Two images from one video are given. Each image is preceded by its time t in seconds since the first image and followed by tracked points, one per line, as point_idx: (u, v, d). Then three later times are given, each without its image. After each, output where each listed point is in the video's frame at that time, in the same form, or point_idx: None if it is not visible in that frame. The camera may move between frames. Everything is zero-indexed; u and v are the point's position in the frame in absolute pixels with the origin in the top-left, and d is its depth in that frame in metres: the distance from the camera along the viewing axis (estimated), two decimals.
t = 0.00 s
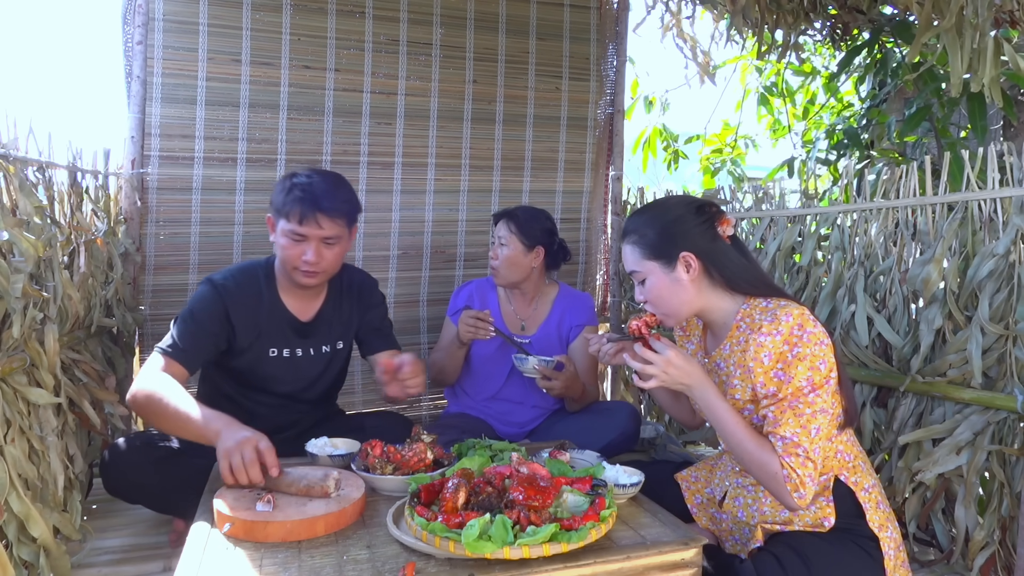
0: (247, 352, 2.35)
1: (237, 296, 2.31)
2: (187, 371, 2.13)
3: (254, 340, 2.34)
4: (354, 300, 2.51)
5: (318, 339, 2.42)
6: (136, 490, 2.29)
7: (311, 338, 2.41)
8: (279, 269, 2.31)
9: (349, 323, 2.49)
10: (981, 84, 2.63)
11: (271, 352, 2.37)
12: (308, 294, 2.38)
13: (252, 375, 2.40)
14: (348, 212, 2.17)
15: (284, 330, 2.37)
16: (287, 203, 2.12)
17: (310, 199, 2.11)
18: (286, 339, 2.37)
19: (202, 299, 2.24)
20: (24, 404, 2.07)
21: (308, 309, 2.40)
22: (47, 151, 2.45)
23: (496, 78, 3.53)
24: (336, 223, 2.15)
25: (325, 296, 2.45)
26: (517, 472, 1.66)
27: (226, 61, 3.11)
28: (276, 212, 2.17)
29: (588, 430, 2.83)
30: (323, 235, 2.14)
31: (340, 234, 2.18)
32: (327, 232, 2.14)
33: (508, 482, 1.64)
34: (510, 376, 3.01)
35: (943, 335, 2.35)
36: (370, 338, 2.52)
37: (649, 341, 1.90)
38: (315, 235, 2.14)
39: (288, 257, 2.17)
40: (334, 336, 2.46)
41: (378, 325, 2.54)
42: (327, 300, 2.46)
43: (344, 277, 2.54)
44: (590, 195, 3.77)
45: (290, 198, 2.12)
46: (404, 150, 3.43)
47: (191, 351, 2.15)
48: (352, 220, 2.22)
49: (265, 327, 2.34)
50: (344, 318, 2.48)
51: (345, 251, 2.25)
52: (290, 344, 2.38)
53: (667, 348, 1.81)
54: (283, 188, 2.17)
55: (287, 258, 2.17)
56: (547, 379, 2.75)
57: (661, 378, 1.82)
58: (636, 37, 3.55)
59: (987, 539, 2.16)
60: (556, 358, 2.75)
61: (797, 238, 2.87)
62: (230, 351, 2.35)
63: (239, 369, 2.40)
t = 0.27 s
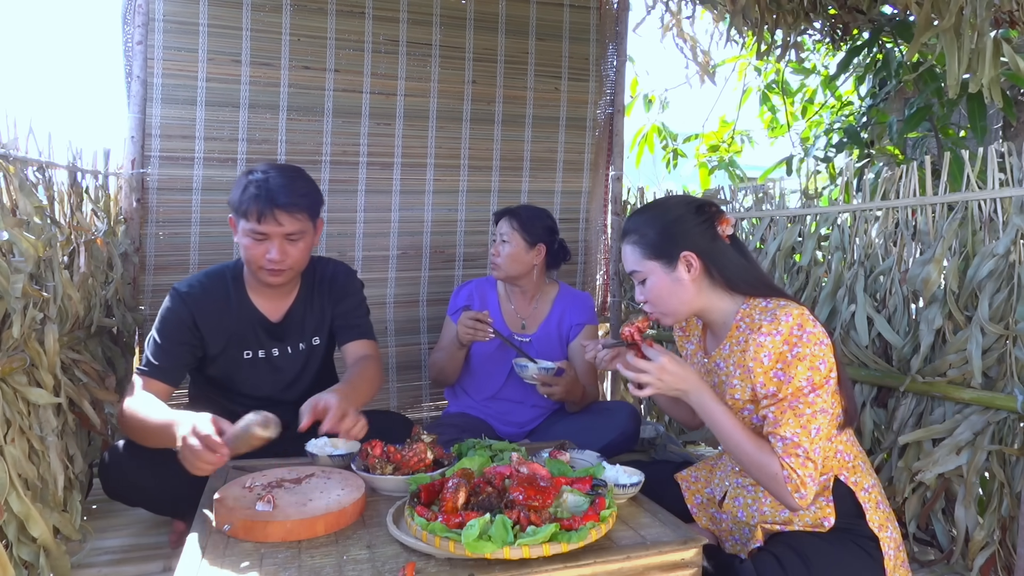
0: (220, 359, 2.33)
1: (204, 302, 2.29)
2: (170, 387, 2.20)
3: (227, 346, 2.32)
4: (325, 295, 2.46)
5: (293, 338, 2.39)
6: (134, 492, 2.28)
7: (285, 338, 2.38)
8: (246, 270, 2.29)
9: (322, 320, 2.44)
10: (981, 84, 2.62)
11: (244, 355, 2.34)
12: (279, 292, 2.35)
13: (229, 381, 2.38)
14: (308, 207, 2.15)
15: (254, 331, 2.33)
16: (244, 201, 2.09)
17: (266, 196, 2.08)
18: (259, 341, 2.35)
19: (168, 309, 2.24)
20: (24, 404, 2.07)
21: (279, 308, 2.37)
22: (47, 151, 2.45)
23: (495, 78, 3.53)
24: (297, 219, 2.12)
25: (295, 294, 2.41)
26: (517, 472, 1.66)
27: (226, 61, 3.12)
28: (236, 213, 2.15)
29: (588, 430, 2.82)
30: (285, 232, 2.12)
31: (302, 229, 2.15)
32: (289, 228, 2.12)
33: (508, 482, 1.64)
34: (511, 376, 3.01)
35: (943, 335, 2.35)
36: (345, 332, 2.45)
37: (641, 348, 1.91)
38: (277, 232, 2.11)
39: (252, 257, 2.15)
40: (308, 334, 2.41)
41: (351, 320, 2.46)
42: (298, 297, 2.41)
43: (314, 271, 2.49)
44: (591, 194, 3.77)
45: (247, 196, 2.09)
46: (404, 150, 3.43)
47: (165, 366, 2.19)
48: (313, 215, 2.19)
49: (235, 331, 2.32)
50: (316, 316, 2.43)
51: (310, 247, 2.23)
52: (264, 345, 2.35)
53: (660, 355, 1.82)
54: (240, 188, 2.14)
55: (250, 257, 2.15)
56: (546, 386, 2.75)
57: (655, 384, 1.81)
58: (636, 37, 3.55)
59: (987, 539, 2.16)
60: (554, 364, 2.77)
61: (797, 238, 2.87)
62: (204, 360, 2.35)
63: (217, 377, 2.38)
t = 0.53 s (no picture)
0: (202, 364, 2.34)
1: (184, 307, 2.29)
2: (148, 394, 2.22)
3: (208, 350, 2.32)
4: (309, 297, 2.44)
5: (277, 342, 2.38)
6: (135, 492, 2.27)
7: (269, 342, 2.37)
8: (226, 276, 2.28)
9: (305, 324, 2.42)
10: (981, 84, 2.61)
11: (227, 359, 2.34)
12: (262, 296, 2.34)
13: (212, 385, 2.39)
14: (284, 208, 2.11)
15: (237, 335, 2.33)
16: (219, 207, 2.06)
17: (240, 199, 2.05)
18: (241, 345, 2.35)
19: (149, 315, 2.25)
20: (24, 404, 2.06)
21: (262, 312, 2.36)
22: (47, 151, 2.45)
23: (496, 79, 3.53)
24: (273, 220, 2.09)
25: (278, 296, 2.39)
26: (517, 472, 1.66)
27: (226, 61, 3.11)
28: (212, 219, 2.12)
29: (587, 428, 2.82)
30: (263, 234, 2.09)
31: (280, 230, 2.12)
32: (267, 230, 2.09)
33: (508, 481, 1.64)
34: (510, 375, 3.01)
35: (943, 335, 2.35)
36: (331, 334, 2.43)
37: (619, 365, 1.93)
38: (255, 236, 2.08)
39: (233, 263, 2.12)
40: (292, 338, 2.40)
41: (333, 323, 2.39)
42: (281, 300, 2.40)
43: (298, 272, 2.47)
44: (591, 194, 3.77)
45: (220, 202, 2.07)
46: (404, 150, 3.43)
47: (144, 373, 2.20)
48: (291, 215, 2.16)
49: (217, 336, 2.32)
50: (300, 320, 2.41)
51: (290, 249, 2.20)
52: (247, 349, 2.35)
53: (644, 376, 1.81)
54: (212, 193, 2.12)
55: (231, 263, 2.12)
56: (546, 395, 2.73)
57: (644, 404, 1.80)
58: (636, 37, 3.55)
59: (987, 539, 2.16)
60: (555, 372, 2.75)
61: (797, 238, 2.87)
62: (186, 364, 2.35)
63: (199, 381, 2.40)
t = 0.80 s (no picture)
0: (194, 372, 2.33)
1: (177, 314, 2.27)
2: (139, 404, 2.21)
3: (199, 358, 2.31)
4: (304, 306, 2.41)
5: (269, 351, 2.37)
6: (134, 493, 2.27)
7: (261, 351, 2.36)
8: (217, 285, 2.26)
9: (299, 334, 2.40)
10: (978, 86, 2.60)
11: (218, 367, 2.33)
12: (256, 307, 2.32)
13: (203, 391, 2.38)
14: (274, 213, 2.08)
15: (229, 343, 2.32)
16: (207, 216, 2.02)
17: (228, 207, 2.01)
18: (233, 354, 2.33)
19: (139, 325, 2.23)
20: (24, 404, 2.06)
21: (256, 320, 2.34)
22: (47, 151, 2.45)
23: (496, 79, 3.53)
24: (264, 226, 2.06)
25: (273, 305, 2.37)
26: (517, 472, 1.66)
27: (226, 61, 3.12)
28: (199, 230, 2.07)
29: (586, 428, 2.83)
30: (254, 242, 2.05)
31: (270, 237, 2.09)
32: (258, 237, 2.06)
33: (508, 481, 1.64)
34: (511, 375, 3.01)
35: (943, 335, 2.35)
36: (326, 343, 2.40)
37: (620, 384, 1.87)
38: (247, 244, 2.05)
39: (225, 273, 2.08)
40: (285, 348, 2.38)
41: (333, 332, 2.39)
42: (276, 309, 2.37)
43: (296, 280, 2.44)
44: (591, 194, 3.77)
45: (207, 211, 2.03)
46: (404, 150, 3.43)
47: (132, 382, 2.18)
48: (280, 220, 2.13)
49: (209, 343, 2.30)
50: (293, 329, 2.39)
51: (282, 255, 2.17)
52: (238, 357, 2.33)
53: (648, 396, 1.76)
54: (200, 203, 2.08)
55: (223, 274, 2.08)
56: (546, 396, 2.73)
57: (650, 424, 1.75)
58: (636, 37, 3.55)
59: (987, 539, 2.16)
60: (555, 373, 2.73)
61: (797, 238, 2.88)
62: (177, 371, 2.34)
63: (190, 387, 2.39)
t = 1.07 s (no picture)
0: (190, 379, 2.32)
1: (175, 320, 2.26)
2: (137, 409, 2.22)
3: (196, 367, 2.30)
4: (301, 320, 2.34)
5: (265, 366, 2.34)
6: (133, 494, 2.28)
7: (256, 366, 2.33)
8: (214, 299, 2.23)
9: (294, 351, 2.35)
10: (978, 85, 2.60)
11: (213, 377, 2.32)
12: (252, 320, 2.28)
13: (198, 397, 2.39)
14: (268, 225, 2.05)
15: (225, 355, 2.30)
16: (201, 232, 2.00)
17: (221, 222, 1.98)
18: (228, 365, 2.31)
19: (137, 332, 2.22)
20: (24, 404, 2.06)
21: (253, 334, 2.31)
22: (47, 151, 2.45)
23: (495, 79, 3.53)
24: (259, 239, 2.03)
25: (269, 318, 2.32)
26: (517, 472, 1.66)
27: (226, 61, 3.12)
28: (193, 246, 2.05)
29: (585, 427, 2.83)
30: (250, 255, 2.03)
31: (265, 248, 2.06)
32: (253, 252, 2.03)
33: (508, 482, 1.64)
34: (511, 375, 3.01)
35: (943, 336, 2.35)
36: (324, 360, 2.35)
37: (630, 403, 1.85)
38: (242, 258, 2.02)
39: (220, 288, 2.06)
40: (281, 363, 2.35)
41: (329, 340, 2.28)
42: (272, 323, 2.32)
43: (293, 293, 2.37)
44: (590, 194, 3.77)
45: (200, 227, 2.00)
46: (404, 150, 3.43)
47: (130, 388, 2.18)
48: (276, 232, 2.10)
49: (205, 353, 2.28)
50: (288, 346, 2.34)
51: (279, 267, 2.14)
52: (233, 369, 2.32)
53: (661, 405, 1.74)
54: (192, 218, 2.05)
55: (219, 289, 2.06)
56: (545, 393, 2.72)
57: (662, 437, 1.74)
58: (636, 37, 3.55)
59: (987, 539, 2.16)
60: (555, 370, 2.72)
61: (796, 238, 2.88)
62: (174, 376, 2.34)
63: (185, 391, 2.39)
